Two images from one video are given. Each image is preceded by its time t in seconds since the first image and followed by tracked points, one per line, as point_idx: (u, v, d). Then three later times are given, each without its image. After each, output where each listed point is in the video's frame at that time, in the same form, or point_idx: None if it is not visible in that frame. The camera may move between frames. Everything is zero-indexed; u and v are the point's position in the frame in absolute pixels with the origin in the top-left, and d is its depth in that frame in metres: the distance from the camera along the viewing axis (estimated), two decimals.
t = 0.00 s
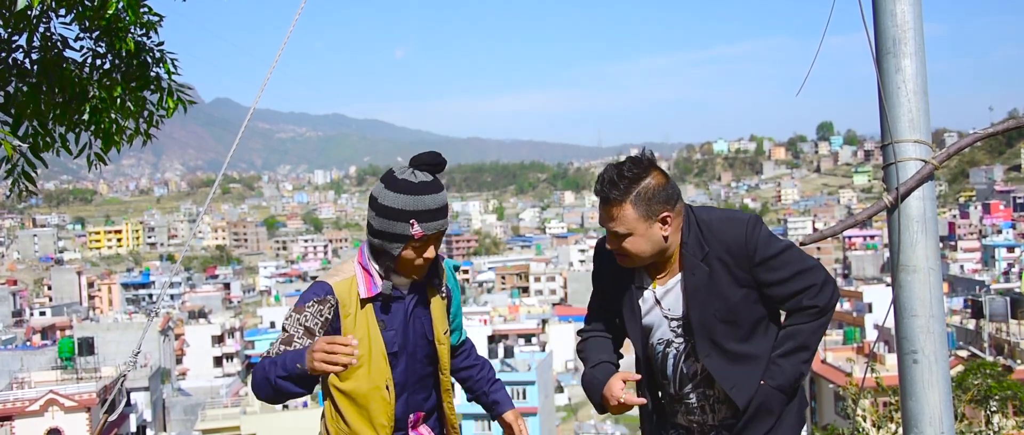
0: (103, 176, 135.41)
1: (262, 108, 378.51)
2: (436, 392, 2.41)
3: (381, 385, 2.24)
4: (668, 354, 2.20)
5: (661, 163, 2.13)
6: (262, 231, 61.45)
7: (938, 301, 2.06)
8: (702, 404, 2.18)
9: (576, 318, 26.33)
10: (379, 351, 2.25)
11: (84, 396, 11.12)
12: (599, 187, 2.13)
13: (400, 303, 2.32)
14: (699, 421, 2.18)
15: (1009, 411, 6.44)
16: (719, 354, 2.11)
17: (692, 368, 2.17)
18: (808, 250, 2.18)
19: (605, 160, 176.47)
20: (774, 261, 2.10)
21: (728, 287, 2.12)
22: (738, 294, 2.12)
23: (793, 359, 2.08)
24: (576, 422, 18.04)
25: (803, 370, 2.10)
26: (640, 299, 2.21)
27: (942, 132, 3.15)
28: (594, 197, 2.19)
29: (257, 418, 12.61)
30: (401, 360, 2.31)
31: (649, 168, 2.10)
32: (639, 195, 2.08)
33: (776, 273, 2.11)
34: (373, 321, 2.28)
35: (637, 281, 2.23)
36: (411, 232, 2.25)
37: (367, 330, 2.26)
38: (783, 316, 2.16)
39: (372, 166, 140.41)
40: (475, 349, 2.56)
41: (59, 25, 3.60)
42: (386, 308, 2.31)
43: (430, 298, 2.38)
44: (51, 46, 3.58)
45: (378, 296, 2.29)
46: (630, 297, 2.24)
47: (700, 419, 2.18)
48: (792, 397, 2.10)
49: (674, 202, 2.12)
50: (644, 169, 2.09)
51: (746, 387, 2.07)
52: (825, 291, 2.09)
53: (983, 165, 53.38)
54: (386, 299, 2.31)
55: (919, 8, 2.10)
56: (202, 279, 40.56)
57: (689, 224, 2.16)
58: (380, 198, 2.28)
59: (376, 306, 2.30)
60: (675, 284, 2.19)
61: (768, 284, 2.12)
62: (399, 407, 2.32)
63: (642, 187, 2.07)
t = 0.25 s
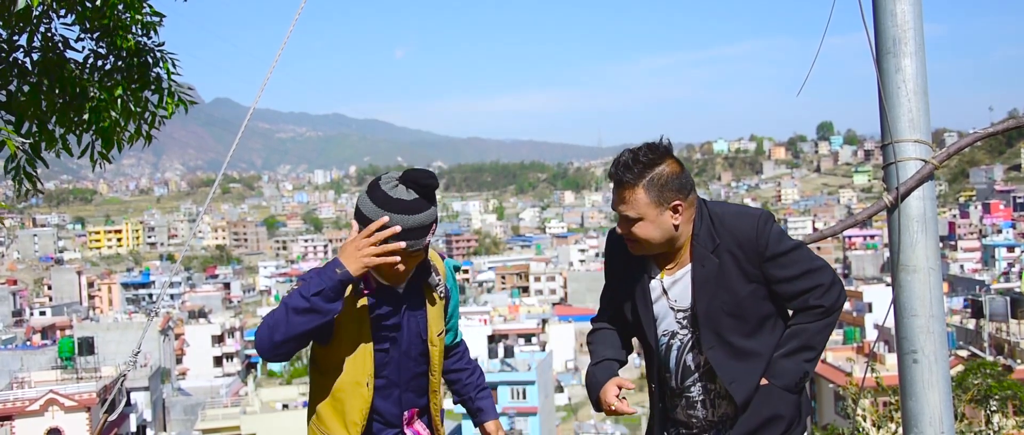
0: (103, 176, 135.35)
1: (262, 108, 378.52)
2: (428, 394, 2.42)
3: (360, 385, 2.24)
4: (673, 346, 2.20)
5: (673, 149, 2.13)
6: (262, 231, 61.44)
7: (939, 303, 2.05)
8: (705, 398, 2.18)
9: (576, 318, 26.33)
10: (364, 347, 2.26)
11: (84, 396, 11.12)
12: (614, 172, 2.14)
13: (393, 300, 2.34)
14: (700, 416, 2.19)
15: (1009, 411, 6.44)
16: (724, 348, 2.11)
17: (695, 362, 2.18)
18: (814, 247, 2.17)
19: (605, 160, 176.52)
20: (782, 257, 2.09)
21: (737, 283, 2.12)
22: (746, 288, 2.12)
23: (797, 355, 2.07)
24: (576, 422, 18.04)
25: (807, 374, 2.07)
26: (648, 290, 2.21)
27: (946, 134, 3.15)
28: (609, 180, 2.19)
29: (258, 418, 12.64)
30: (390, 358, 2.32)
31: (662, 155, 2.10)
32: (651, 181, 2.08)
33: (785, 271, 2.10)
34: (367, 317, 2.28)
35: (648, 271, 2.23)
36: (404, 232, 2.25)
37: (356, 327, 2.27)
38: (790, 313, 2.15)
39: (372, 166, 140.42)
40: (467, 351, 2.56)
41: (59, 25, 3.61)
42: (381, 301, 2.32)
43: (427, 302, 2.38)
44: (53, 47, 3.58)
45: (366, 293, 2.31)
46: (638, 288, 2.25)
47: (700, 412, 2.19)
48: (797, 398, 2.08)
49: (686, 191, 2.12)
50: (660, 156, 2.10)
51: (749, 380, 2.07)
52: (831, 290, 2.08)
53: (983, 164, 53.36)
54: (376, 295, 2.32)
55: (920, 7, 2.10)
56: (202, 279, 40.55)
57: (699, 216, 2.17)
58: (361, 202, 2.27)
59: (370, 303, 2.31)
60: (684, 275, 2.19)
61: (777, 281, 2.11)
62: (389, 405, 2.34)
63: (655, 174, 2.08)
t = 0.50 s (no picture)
0: (103, 176, 135.32)
1: (262, 108, 378.52)
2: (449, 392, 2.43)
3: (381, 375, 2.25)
4: (677, 341, 2.21)
5: (686, 144, 2.14)
6: (262, 231, 61.43)
7: (938, 302, 2.06)
8: (708, 395, 2.19)
9: (576, 318, 26.35)
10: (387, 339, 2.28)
11: (84, 396, 11.12)
12: (625, 165, 2.15)
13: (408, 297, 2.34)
14: (701, 414, 2.20)
15: (1009, 411, 6.44)
16: (729, 345, 2.11)
17: (700, 358, 2.18)
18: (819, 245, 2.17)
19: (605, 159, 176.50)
20: (788, 254, 2.10)
21: (745, 280, 2.13)
22: (754, 286, 2.12)
23: (800, 353, 2.07)
24: (576, 422, 18.05)
25: (810, 374, 2.07)
26: (657, 286, 2.22)
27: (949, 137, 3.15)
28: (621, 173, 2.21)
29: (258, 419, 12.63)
30: (409, 354, 2.32)
31: (676, 149, 2.11)
32: (664, 174, 2.09)
33: (793, 270, 2.10)
34: (389, 312, 2.29)
35: (657, 267, 2.24)
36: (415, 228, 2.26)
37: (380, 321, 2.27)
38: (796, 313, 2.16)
39: (371, 166, 140.44)
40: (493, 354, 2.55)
41: (60, 26, 3.61)
42: (400, 297, 2.33)
43: (449, 294, 2.38)
44: (53, 47, 3.58)
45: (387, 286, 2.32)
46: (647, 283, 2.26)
47: (703, 411, 2.20)
48: (798, 398, 2.08)
49: (698, 185, 2.13)
50: (672, 148, 2.11)
51: (754, 377, 2.07)
52: (838, 292, 2.08)
53: (983, 164, 53.36)
54: (398, 290, 2.32)
55: (918, 9, 2.10)
56: (202, 279, 40.56)
57: (709, 213, 2.17)
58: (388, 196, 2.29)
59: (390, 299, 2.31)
60: (692, 270, 2.20)
61: (784, 279, 2.11)
62: (406, 401, 2.34)
63: (667, 167, 2.09)
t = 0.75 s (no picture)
0: (103, 176, 135.25)
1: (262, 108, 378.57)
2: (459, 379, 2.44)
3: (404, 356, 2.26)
4: (677, 336, 2.21)
5: (694, 137, 2.14)
6: (262, 231, 61.45)
7: (939, 302, 2.06)
8: (707, 391, 2.18)
9: (576, 318, 26.37)
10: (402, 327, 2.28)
11: (84, 396, 11.11)
12: (635, 155, 2.16)
13: (414, 287, 2.34)
14: (700, 410, 2.19)
15: (1009, 411, 6.44)
16: (732, 341, 2.11)
17: (703, 353, 2.18)
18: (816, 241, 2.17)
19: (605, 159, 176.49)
20: (794, 251, 2.09)
21: (751, 276, 2.12)
22: (759, 283, 2.12)
23: (801, 352, 2.06)
24: (576, 422, 18.06)
25: (812, 373, 2.07)
26: (661, 280, 2.22)
27: (948, 138, 3.15)
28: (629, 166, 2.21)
29: (258, 419, 12.62)
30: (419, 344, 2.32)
31: (685, 143, 2.12)
32: (671, 167, 2.10)
33: (801, 268, 2.10)
34: (399, 301, 2.30)
35: (663, 262, 2.24)
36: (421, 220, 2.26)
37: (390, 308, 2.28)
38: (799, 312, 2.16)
39: (371, 166, 140.51)
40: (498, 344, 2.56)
41: (60, 27, 3.62)
42: (408, 288, 2.34)
43: (452, 278, 2.40)
44: (52, 47, 3.57)
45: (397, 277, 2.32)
46: (652, 276, 2.25)
47: (702, 406, 2.18)
48: (798, 396, 2.07)
49: (707, 180, 2.13)
50: (683, 142, 2.11)
51: (755, 374, 2.07)
52: (844, 293, 2.09)
53: (983, 164, 53.38)
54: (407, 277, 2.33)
55: (919, 8, 2.10)
56: (202, 279, 40.59)
57: (719, 210, 2.17)
58: (397, 182, 2.30)
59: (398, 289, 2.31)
60: (695, 263, 2.20)
61: (789, 277, 2.11)
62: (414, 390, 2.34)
63: (677, 159, 2.09)
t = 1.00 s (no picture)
0: (103, 176, 135.22)
1: (262, 108, 378.55)
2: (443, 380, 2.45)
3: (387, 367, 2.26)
4: (672, 330, 2.21)
5: (697, 131, 2.14)
6: (262, 230, 61.46)
7: (939, 301, 2.06)
8: (703, 386, 2.18)
9: (576, 318, 26.38)
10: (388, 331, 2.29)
11: (84, 396, 11.12)
12: (638, 151, 2.15)
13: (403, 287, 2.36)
14: (695, 405, 2.19)
15: (1009, 411, 6.45)
16: (730, 336, 2.11)
17: (698, 347, 2.18)
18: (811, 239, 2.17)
19: (605, 159, 176.52)
20: (793, 249, 2.10)
21: (751, 273, 2.12)
22: (758, 281, 2.12)
23: (799, 349, 2.07)
24: (576, 422, 18.07)
25: (809, 373, 2.07)
26: (658, 273, 2.24)
27: (945, 138, 3.17)
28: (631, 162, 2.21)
29: (258, 419, 12.62)
30: (404, 344, 2.35)
31: (689, 137, 2.11)
32: (674, 162, 2.10)
33: (800, 267, 2.10)
34: (383, 305, 2.30)
35: (662, 256, 2.25)
36: (413, 218, 2.26)
37: (376, 313, 2.27)
38: (797, 310, 2.15)
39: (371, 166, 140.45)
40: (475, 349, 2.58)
41: (59, 27, 3.61)
42: (399, 289, 2.35)
43: (435, 277, 2.42)
44: (52, 47, 3.57)
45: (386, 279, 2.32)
46: (650, 271, 2.26)
47: (697, 402, 2.18)
48: (795, 395, 2.08)
49: (709, 176, 2.13)
50: (685, 136, 2.11)
51: (754, 370, 2.06)
52: (842, 293, 2.09)
53: (983, 165, 53.38)
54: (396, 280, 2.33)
55: (920, 9, 2.10)
56: (202, 279, 40.59)
57: (720, 205, 2.17)
58: (386, 179, 2.29)
59: (386, 289, 2.32)
60: (695, 259, 2.21)
61: (788, 275, 2.11)
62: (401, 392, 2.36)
63: (680, 153, 2.09)
